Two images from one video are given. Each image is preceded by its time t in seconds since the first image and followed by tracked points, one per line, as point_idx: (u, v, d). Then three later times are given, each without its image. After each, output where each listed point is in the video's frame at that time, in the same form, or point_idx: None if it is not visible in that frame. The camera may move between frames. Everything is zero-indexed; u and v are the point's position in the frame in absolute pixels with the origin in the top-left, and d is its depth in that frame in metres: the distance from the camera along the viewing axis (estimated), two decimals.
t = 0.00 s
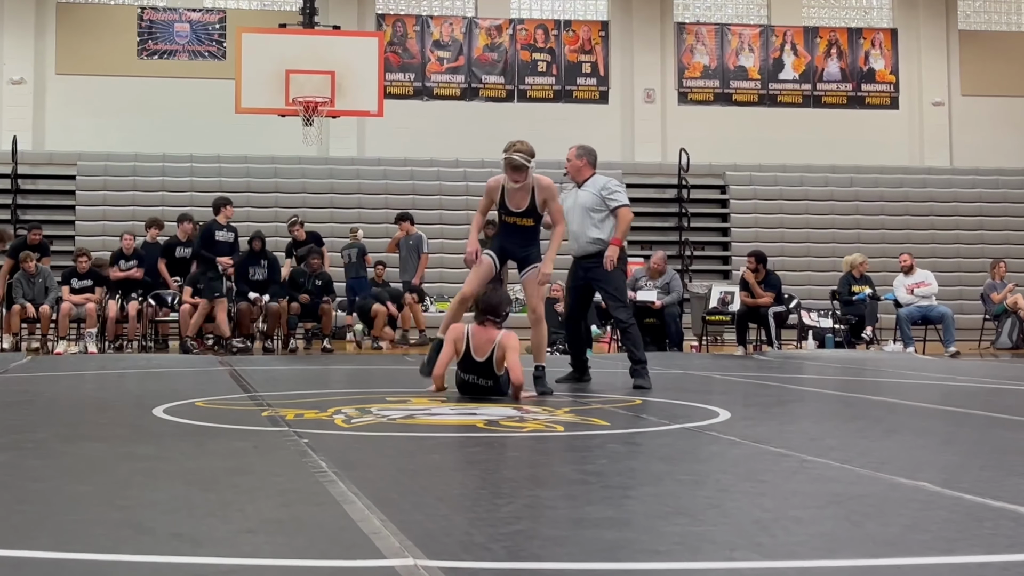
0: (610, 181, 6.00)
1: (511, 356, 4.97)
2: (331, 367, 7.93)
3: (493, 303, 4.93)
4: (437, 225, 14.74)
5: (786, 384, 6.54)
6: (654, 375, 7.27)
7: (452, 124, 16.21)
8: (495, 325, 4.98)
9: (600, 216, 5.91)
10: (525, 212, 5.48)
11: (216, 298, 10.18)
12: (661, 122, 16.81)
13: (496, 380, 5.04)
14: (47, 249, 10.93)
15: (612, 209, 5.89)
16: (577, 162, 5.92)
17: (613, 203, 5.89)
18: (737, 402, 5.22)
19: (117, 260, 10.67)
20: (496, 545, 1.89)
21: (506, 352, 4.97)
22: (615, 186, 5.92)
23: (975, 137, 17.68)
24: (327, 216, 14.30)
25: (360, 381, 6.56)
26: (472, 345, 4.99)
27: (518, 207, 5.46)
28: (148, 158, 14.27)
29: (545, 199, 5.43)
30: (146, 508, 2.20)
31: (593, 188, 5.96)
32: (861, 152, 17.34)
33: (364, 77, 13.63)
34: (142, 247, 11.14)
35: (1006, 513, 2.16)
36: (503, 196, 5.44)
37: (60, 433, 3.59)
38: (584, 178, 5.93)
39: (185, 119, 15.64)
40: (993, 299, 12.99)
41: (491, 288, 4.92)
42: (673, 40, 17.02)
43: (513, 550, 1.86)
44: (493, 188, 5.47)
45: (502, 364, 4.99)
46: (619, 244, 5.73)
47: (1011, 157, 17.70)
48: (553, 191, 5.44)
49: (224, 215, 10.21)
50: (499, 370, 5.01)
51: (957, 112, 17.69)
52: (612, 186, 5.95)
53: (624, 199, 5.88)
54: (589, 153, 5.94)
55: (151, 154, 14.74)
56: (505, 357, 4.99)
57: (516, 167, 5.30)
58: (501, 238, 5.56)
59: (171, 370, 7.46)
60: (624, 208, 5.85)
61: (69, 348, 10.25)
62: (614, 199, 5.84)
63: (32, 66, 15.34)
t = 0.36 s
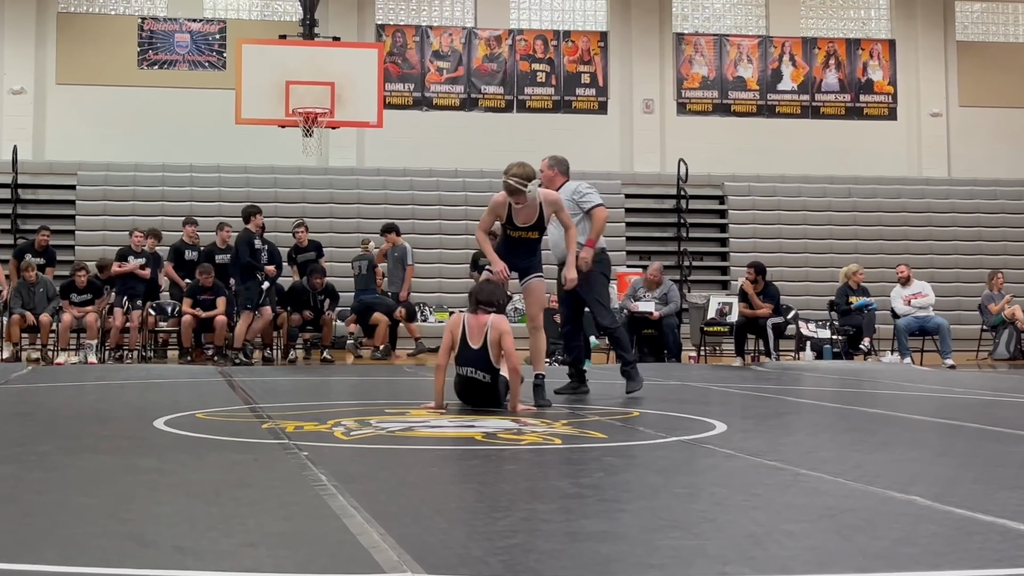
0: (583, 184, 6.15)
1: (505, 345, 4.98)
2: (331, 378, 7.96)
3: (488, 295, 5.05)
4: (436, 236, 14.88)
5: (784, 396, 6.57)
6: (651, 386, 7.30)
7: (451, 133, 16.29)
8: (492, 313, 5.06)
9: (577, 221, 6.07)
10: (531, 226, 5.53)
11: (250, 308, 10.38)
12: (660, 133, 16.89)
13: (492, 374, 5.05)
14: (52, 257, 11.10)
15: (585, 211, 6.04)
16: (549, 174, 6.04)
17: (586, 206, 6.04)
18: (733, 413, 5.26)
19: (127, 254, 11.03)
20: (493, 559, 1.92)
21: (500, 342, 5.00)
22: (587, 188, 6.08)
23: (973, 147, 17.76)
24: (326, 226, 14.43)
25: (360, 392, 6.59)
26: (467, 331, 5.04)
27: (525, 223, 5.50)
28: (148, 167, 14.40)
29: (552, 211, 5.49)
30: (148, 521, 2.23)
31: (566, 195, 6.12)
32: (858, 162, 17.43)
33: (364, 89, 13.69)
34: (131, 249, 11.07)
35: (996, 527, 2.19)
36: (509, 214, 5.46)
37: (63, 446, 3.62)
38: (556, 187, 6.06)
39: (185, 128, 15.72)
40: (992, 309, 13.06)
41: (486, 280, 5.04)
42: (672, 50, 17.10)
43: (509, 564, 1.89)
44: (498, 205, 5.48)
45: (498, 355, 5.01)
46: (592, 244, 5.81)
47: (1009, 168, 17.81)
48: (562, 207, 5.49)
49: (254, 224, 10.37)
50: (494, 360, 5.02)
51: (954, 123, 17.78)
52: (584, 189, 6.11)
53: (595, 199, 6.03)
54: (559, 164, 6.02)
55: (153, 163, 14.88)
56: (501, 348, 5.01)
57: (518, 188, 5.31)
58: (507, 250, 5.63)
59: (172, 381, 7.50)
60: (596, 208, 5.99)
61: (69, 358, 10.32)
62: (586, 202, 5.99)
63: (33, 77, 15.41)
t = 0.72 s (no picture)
0: (568, 202, 6.14)
1: (502, 340, 5.20)
2: (328, 393, 8.00)
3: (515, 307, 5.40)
4: (432, 251, 15.03)
5: (778, 413, 6.62)
6: (646, 402, 7.33)
7: (448, 148, 16.38)
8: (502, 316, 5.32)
9: (557, 238, 6.10)
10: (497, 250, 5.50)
11: (291, 325, 10.16)
12: (656, 148, 16.98)
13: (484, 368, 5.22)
14: (47, 268, 11.08)
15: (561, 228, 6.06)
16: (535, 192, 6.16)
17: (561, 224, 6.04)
18: (727, 431, 5.29)
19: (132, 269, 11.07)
20: None
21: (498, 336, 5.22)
22: (567, 207, 6.08)
23: (968, 163, 17.86)
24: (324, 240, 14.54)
25: (356, 408, 6.62)
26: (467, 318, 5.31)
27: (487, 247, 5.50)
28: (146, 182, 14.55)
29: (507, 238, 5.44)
30: (146, 543, 2.27)
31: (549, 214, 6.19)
32: (853, 177, 17.53)
33: (361, 105, 13.76)
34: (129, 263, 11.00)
35: (982, 550, 2.23)
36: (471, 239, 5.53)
37: (61, 465, 3.65)
38: (542, 207, 6.17)
39: (183, 143, 15.80)
40: (986, 325, 13.10)
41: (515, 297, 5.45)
42: (668, 66, 17.19)
43: None
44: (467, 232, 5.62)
45: (492, 343, 5.21)
46: (558, 260, 5.86)
47: (1003, 183, 17.92)
48: (514, 231, 5.41)
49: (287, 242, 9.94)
50: (489, 350, 5.22)
51: (949, 138, 17.88)
52: (566, 208, 6.12)
53: (573, 217, 6.01)
54: (544, 182, 6.11)
55: (152, 178, 14.99)
56: (496, 341, 5.21)
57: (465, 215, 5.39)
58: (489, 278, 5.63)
59: (170, 397, 7.52)
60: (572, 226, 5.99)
61: (65, 373, 10.37)
62: (562, 220, 6.02)
63: (31, 91, 15.45)
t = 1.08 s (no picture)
0: (547, 225, 6.16)
1: (492, 366, 5.13)
2: (325, 412, 8.00)
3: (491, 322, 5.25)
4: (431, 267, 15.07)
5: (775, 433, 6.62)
6: (644, 422, 7.33)
7: (447, 164, 16.45)
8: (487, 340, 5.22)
9: (537, 262, 6.11)
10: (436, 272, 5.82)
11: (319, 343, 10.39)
12: (654, 163, 17.05)
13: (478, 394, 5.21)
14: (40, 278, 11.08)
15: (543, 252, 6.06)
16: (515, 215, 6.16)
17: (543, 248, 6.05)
18: (725, 452, 5.30)
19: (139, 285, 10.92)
20: None
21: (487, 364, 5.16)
22: (546, 230, 6.09)
23: (965, 179, 17.94)
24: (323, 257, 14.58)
25: (354, 427, 6.61)
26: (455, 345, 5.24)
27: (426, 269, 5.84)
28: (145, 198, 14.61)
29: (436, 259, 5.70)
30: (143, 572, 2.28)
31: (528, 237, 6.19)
32: (850, 192, 17.60)
33: (359, 122, 13.81)
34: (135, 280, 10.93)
35: None
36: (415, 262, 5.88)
37: (58, 489, 3.66)
38: (522, 229, 6.17)
39: (182, 159, 15.86)
40: (983, 341, 13.01)
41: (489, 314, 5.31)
42: (666, 81, 17.27)
43: None
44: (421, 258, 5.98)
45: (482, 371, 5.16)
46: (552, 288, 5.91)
47: (1000, 198, 18.00)
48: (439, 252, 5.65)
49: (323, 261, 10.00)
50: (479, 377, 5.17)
51: (946, 154, 17.96)
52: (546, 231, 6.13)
53: (554, 240, 6.04)
54: (524, 203, 6.11)
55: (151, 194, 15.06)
56: (486, 369, 5.15)
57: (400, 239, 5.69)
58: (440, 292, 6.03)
59: (168, 416, 7.50)
60: (554, 249, 6.01)
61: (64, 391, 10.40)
62: (543, 243, 6.03)
63: (30, 108, 15.51)
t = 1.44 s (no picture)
0: (522, 243, 6.15)
1: (501, 381, 5.22)
2: (325, 428, 8.02)
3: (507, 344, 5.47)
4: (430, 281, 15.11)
5: (774, 449, 6.63)
6: (643, 438, 7.35)
7: (446, 178, 16.51)
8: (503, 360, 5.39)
9: (511, 281, 6.12)
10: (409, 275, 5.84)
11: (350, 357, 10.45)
12: (653, 177, 17.10)
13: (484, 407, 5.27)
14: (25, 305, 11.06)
15: (517, 273, 6.07)
16: (493, 227, 6.10)
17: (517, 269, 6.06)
18: (724, 469, 5.31)
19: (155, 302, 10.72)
20: None
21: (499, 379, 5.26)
22: (523, 250, 6.08)
23: (964, 192, 17.99)
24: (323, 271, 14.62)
25: (354, 444, 6.61)
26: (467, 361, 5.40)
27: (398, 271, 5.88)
28: (145, 212, 14.68)
29: (416, 260, 5.74)
30: None
31: (504, 252, 6.17)
32: (849, 206, 17.66)
33: (358, 137, 13.85)
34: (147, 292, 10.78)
35: None
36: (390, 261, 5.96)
37: (58, 508, 3.67)
38: (499, 242, 6.14)
39: (179, 175, 15.91)
40: (982, 356, 13.04)
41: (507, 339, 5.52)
42: (664, 95, 17.34)
43: None
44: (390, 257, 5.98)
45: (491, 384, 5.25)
46: (518, 308, 5.91)
47: (998, 212, 18.06)
48: (422, 254, 5.70)
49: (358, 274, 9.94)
50: (488, 391, 5.25)
51: (944, 167, 18.02)
52: (522, 250, 6.12)
53: (529, 263, 6.04)
54: (502, 217, 6.05)
55: (151, 209, 15.10)
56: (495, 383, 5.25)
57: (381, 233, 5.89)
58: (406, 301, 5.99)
59: (169, 432, 7.50)
60: (529, 272, 6.02)
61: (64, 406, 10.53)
62: (518, 265, 6.03)
63: (29, 122, 15.57)
